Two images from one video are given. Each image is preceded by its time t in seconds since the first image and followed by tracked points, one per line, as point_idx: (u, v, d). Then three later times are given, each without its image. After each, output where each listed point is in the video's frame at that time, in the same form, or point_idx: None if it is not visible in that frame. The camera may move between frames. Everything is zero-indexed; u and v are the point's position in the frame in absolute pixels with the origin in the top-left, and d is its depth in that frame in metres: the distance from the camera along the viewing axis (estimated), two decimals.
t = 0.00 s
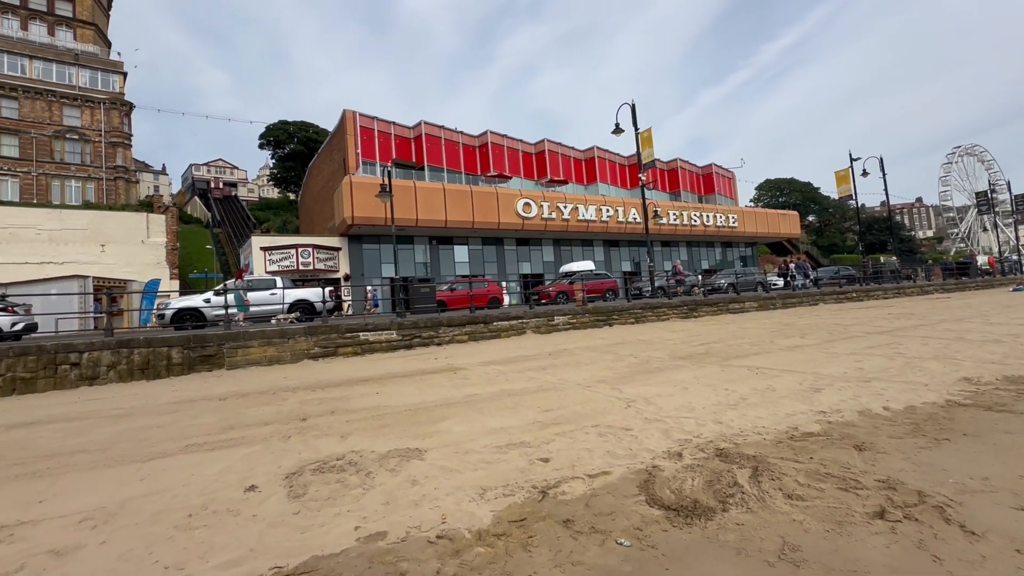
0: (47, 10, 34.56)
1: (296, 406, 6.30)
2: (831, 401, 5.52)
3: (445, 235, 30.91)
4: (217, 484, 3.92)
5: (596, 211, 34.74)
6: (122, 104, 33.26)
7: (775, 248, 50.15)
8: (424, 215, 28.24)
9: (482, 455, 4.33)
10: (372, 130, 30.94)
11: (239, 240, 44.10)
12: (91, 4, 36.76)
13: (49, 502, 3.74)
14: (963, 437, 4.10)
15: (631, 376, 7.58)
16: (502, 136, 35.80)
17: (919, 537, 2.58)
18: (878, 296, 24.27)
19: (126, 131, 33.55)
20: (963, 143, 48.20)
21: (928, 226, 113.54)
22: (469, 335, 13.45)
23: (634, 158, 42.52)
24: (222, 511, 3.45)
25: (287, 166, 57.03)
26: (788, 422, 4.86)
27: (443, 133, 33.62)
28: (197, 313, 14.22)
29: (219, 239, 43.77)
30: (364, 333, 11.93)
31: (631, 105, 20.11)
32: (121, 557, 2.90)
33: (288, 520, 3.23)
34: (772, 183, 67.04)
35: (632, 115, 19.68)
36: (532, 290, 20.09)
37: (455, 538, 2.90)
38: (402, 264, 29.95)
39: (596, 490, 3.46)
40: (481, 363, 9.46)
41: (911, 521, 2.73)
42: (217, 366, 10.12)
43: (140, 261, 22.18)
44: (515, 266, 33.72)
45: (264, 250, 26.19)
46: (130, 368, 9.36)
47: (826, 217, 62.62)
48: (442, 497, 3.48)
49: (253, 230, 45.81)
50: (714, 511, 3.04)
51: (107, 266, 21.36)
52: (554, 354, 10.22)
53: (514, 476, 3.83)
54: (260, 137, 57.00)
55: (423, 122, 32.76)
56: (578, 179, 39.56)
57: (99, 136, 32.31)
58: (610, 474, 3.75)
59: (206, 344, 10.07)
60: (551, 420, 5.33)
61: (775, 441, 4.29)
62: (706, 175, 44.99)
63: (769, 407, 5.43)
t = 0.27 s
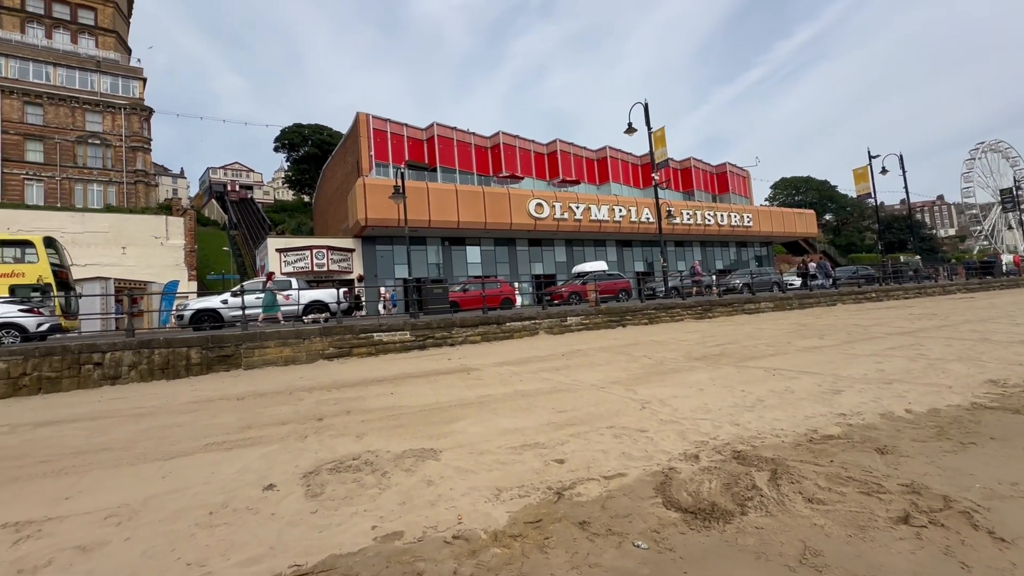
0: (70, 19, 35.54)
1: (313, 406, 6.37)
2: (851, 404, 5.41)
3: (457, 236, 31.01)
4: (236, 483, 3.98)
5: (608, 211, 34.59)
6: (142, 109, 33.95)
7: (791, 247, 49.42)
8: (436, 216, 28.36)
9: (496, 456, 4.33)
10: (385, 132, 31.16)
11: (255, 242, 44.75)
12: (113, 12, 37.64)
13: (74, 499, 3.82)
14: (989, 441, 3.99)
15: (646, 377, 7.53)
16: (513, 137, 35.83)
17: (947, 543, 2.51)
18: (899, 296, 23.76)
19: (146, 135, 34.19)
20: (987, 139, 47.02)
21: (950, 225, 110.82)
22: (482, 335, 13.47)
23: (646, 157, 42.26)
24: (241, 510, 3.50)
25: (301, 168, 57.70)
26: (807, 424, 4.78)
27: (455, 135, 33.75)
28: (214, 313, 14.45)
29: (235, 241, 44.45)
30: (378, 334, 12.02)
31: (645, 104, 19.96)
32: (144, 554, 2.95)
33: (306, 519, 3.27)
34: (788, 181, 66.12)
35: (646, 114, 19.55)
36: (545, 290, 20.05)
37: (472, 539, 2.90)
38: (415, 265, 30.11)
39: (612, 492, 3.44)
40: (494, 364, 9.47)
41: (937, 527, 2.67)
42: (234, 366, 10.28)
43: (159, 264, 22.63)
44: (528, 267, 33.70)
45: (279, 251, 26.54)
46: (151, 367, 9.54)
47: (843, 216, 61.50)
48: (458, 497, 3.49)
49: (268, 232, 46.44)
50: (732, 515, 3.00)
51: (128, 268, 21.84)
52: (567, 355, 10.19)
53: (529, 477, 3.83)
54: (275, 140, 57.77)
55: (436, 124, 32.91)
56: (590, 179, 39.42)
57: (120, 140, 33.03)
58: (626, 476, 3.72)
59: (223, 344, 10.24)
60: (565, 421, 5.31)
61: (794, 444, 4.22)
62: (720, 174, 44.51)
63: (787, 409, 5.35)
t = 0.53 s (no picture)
0: (91, 27, 36.39)
1: (327, 407, 6.43)
2: (871, 407, 5.31)
3: (469, 238, 31.10)
4: (253, 482, 4.03)
5: (620, 212, 34.43)
6: (160, 115, 34.59)
7: (807, 248, 48.70)
8: (448, 218, 28.46)
9: (510, 457, 4.33)
10: (397, 135, 31.35)
11: (269, 244, 45.32)
12: (132, 20, 38.41)
13: (96, 497, 3.90)
14: (1015, 446, 3.89)
15: (659, 379, 7.48)
16: (525, 138, 35.84)
17: (972, 551, 2.46)
18: (919, 297, 23.27)
19: (164, 140, 34.80)
20: (1009, 137, 45.92)
21: (972, 224, 108.20)
22: (494, 337, 13.48)
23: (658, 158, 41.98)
24: (258, 509, 3.54)
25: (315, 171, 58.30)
26: (825, 427, 4.71)
27: (467, 137, 33.86)
28: (229, 315, 14.65)
29: (250, 243, 45.04)
30: (390, 335, 12.09)
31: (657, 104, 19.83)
32: (163, 551, 3.00)
33: (322, 519, 3.29)
34: (803, 181, 65.20)
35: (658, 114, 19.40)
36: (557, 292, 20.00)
37: (486, 541, 2.91)
38: (427, 266, 30.23)
39: (627, 495, 3.42)
40: (506, 365, 9.47)
41: (962, 534, 2.61)
42: (249, 367, 10.42)
43: (176, 266, 23.04)
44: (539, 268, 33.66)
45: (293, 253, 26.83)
46: (169, 368, 9.71)
47: (860, 216, 60.43)
48: (472, 498, 3.49)
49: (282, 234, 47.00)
50: (750, 518, 2.96)
51: (146, 270, 22.25)
52: (579, 357, 10.15)
53: (543, 479, 3.82)
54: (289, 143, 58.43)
55: (447, 126, 33.03)
56: (601, 180, 39.26)
57: (138, 145, 33.66)
58: (640, 479, 3.70)
59: (239, 345, 10.37)
60: (579, 423, 5.29)
61: (812, 448, 4.15)
62: (733, 174, 44.05)
63: (804, 412, 5.27)
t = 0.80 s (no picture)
0: (110, 34, 37.21)
1: (340, 408, 6.49)
2: (889, 411, 5.22)
3: (479, 240, 31.16)
4: (267, 481, 4.07)
5: (631, 213, 34.29)
6: (177, 119, 35.17)
7: (821, 249, 48.03)
8: (458, 219, 28.55)
9: (521, 459, 4.33)
10: (408, 138, 31.52)
11: (282, 246, 45.81)
12: (150, 27, 39.16)
13: (114, 495, 3.97)
14: None
15: (671, 381, 7.43)
16: (535, 140, 35.84)
17: (995, 558, 2.40)
18: (936, 299, 22.87)
19: (179, 144, 35.39)
20: None
21: (992, 224, 106.05)
22: (505, 338, 13.48)
23: (669, 158, 41.76)
24: (273, 508, 3.58)
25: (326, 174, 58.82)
26: (842, 431, 4.63)
27: (477, 139, 33.96)
28: (244, 316, 14.82)
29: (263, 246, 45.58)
30: (402, 336, 12.16)
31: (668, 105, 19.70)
32: (181, 549, 3.04)
33: (336, 519, 3.31)
34: (817, 181, 64.37)
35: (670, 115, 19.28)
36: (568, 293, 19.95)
37: (498, 542, 2.91)
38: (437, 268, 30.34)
39: (639, 498, 3.39)
40: (518, 367, 9.47)
41: (984, 540, 2.56)
42: (263, 367, 10.53)
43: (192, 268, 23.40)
44: (550, 270, 33.65)
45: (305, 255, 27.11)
46: (185, 368, 9.85)
47: (876, 216, 59.50)
48: (483, 500, 3.49)
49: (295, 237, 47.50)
50: (765, 522, 2.93)
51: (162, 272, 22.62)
52: (590, 358, 10.12)
53: (554, 481, 3.81)
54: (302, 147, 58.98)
55: (458, 129, 33.15)
56: (612, 181, 39.15)
57: (155, 149, 34.26)
58: (653, 482, 3.67)
59: (252, 346, 10.48)
60: (590, 425, 5.27)
61: (828, 452, 4.10)
62: (745, 175, 43.63)
63: (819, 415, 5.20)
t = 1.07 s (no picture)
0: (125, 41, 37.89)
1: (350, 409, 6.53)
2: (904, 415, 5.14)
3: (488, 242, 31.21)
4: (278, 482, 4.11)
5: (640, 215, 34.16)
6: (190, 124, 35.66)
7: (833, 251, 47.44)
8: (467, 222, 28.61)
9: (530, 461, 4.33)
10: (418, 141, 31.69)
11: (293, 249, 46.22)
12: (164, 33, 39.80)
13: (129, 494, 4.03)
14: None
15: (681, 384, 7.37)
16: (544, 142, 35.86)
17: (1015, 567, 2.36)
18: (951, 302, 22.47)
19: (192, 148, 35.87)
20: None
21: (1009, 225, 104.09)
22: (514, 340, 13.47)
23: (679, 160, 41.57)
24: (285, 508, 3.61)
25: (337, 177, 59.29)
26: (855, 436, 4.57)
27: (486, 141, 34.05)
28: (255, 318, 14.93)
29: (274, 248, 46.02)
30: (411, 338, 12.20)
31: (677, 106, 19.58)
32: (195, 548, 3.08)
33: (347, 521, 3.34)
34: (829, 182, 63.59)
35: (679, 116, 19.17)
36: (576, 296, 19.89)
37: (507, 545, 2.91)
38: (446, 270, 30.41)
39: (649, 502, 3.38)
40: (526, 369, 9.47)
41: (1003, 549, 2.51)
42: (274, 369, 10.61)
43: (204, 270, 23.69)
44: (558, 272, 33.59)
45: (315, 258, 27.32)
46: (198, 369, 9.97)
47: (890, 218, 58.63)
48: (493, 503, 3.50)
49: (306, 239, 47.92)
50: (777, 528, 2.90)
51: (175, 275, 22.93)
52: (599, 361, 10.08)
53: (564, 484, 3.80)
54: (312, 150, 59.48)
55: (467, 131, 33.26)
56: (621, 183, 39.05)
57: (169, 153, 34.78)
58: (663, 486, 3.65)
59: (264, 348, 10.58)
60: (599, 428, 5.25)
61: (842, 456, 4.05)
62: (756, 176, 43.27)
63: (832, 420, 5.13)
